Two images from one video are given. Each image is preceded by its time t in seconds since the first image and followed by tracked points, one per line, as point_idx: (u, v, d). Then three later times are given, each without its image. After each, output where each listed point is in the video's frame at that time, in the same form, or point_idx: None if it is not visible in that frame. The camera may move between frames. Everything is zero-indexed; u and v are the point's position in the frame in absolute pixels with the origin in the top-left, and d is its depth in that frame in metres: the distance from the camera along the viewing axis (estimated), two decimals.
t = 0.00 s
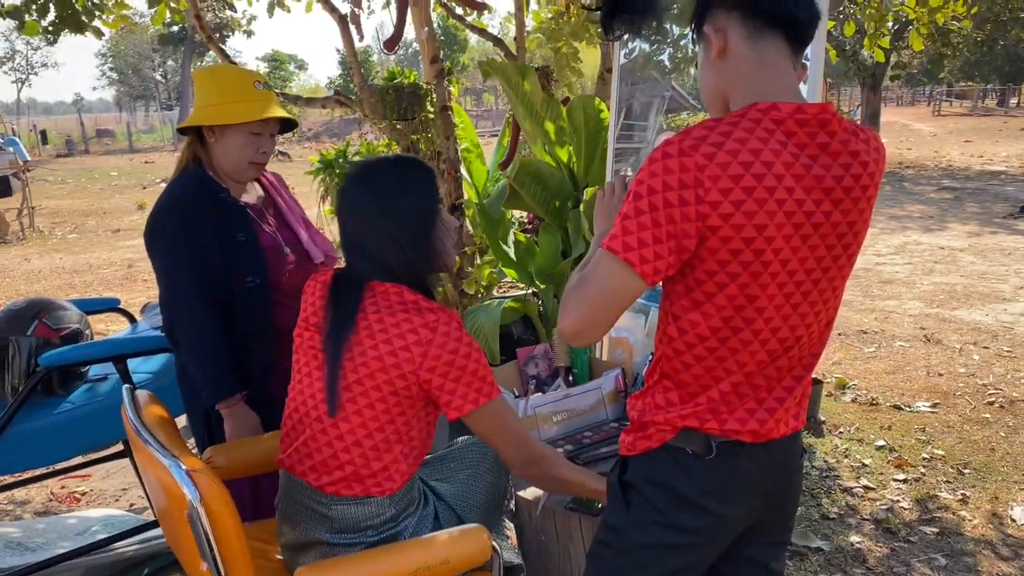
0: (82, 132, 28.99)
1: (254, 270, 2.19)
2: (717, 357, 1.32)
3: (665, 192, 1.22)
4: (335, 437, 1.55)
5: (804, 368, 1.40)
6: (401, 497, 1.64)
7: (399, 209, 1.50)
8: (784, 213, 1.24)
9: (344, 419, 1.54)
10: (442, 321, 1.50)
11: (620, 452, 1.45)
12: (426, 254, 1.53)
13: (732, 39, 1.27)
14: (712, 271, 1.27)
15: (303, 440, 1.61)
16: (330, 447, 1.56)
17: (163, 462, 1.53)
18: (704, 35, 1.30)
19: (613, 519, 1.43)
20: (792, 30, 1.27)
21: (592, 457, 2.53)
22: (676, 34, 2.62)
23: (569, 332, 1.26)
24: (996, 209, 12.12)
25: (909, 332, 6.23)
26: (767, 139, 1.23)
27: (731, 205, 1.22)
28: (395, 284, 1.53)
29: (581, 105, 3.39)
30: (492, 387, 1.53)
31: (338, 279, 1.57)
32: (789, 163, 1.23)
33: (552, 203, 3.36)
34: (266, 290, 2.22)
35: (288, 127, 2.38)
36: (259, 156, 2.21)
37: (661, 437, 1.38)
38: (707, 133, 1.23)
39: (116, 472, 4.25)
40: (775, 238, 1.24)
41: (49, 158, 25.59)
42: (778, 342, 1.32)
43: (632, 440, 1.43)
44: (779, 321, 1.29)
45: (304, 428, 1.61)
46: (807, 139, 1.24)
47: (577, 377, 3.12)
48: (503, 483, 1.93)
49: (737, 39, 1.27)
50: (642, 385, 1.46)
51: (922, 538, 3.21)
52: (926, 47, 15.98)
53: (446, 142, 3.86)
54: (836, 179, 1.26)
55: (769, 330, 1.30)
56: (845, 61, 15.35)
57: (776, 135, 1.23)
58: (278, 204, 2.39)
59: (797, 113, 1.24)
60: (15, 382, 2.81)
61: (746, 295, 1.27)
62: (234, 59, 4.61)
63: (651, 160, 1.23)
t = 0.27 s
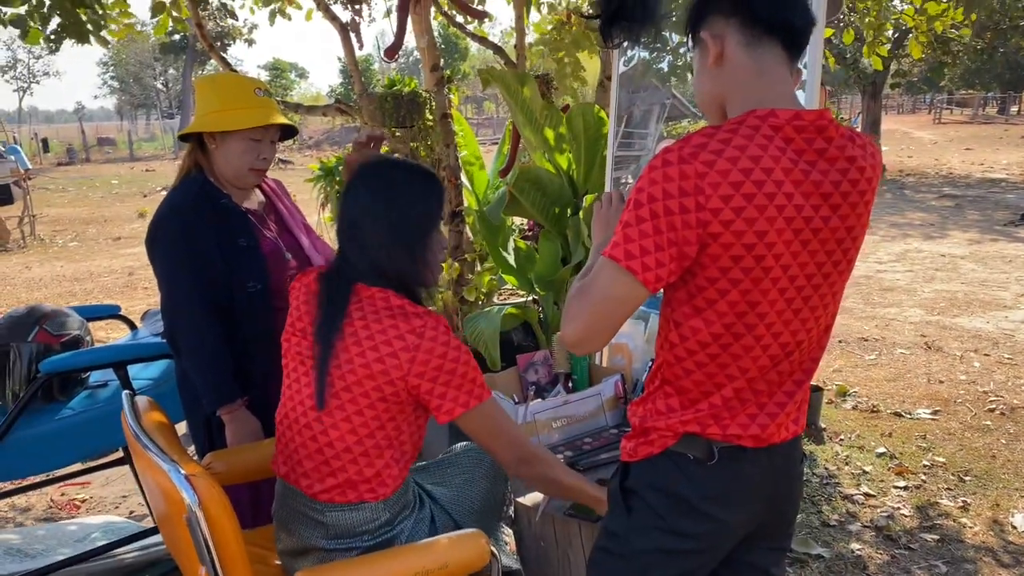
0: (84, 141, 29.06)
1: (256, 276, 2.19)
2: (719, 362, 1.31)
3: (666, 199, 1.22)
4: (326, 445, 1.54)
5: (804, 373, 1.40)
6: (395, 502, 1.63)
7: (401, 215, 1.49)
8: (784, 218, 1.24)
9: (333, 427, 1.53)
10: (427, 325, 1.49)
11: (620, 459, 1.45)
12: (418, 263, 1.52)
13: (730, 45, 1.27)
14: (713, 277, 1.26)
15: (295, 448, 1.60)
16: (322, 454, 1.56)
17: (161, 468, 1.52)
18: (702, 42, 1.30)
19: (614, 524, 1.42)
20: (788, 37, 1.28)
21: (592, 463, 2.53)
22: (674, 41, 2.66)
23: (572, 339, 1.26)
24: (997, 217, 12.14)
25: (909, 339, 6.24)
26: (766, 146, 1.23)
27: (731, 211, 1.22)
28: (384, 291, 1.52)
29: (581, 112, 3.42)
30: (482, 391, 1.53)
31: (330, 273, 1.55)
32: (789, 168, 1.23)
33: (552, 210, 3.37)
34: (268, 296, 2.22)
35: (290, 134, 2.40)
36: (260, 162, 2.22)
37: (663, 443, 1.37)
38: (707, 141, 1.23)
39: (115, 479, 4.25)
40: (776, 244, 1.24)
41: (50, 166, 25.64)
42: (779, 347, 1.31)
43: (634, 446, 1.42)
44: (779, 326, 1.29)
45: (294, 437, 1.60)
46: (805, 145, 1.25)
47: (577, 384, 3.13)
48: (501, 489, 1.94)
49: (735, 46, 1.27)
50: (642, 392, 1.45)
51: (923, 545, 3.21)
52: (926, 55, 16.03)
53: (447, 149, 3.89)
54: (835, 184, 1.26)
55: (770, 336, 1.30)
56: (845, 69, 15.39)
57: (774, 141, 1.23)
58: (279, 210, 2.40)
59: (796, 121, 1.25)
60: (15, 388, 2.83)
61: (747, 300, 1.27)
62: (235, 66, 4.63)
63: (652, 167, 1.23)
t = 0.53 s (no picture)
0: (88, 151, 29.19)
1: (260, 285, 2.23)
2: (724, 371, 1.33)
3: (672, 209, 1.24)
4: (323, 460, 1.55)
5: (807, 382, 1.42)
6: (393, 514, 1.63)
7: (393, 226, 1.52)
8: (788, 228, 1.26)
9: (328, 442, 1.53)
10: (413, 337, 1.49)
11: (623, 469, 1.47)
12: (405, 275, 1.53)
13: (732, 53, 1.30)
14: (717, 287, 1.29)
15: (292, 464, 1.61)
16: (320, 469, 1.56)
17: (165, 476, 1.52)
18: (705, 52, 1.33)
19: (618, 533, 1.44)
20: (788, 47, 1.31)
21: (595, 472, 2.55)
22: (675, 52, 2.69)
23: (579, 348, 1.28)
24: (1000, 227, 12.15)
25: (913, 349, 6.24)
26: (770, 157, 1.26)
27: (736, 221, 1.24)
28: (370, 302, 1.52)
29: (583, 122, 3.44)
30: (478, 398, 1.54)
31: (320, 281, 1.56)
32: (793, 179, 1.26)
33: (556, 220, 3.39)
34: (272, 305, 2.25)
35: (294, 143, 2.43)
36: (265, 172, 2.25)
37: (667, 452, 1.39)
38: (712, 152, 1.26)
39: (119, 488, 4.26)
40: (780, 254, 1.27)
41: (55, 176, 25.74)
42: (782, 356, 1.34)
43: (638, 456, 1.44)
44: (783, 335, 1.32)
45: (290, 453, 1.61)
46: (808, 156, 1.28)
47: (580, 394, 3.15)
48: (502, 499, 1.96)
49: (739, 56, 1.30)
50: (646, 401, 1.47)
51: (927, 555, 3.21)
52: (928, 65, 16.06)
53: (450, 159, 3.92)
54: (838, 195, 1.29)
55: (773, 345, 1.32)
56: (848, 79, 15.42)
57: (778, 153, 1.26)
58: (283, 219, 2.42)
59: (799, 131, 1.27)
60: (20, 398, 2.85)
61: (751, 310, 1.29)
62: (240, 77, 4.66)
63: (657, 177, 1.25)
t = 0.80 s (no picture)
0: (95, 161, 29.36)
1: (268, 294, 2.26)
2: (728, 377, 1.37)
3: (677, 217, 1.28)
4: (323, 474, 1.54)
5: (810, 391, 1.46)
6: (396, 526, 1.62)
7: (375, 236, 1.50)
8: (792, 238, 1.30)
9: (327, 455, 1.53)
10: (404, 347, 1.48)
11: (628, 476, 1.51)
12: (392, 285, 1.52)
13: (738, 64, 1.34)
14: (722, 295, 1.33)
15: (293, 478, 1.60)
16: (321, 483, 1.55)
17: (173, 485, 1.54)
18: (712, 63, 1.37)
19: (624, 540, 1.49)
20: (792, 59, 1.35)
21: (600, 481, 2.59)
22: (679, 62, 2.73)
23: (583, 354, 1.32)
24: (1006, 236, 12.16)
25: (918, 358, 6.26)
26: (775, 167, 1.29)
27: (741, 230, 1.28)
28: (363, 314, 1.53)
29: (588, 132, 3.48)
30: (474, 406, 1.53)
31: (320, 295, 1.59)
32: (797, 189, 1.30)
33: (560, 229, 3.44)
34: (280, 314, 2.29)
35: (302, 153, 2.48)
36: (272, 180, 2.30)
37: (671, 460, 1.43)
38: (717, 161, 1.30)
39: (126, 497, 4.30)
40: (784, 263, 1.31)
41: (62, 186, 25.90)
42: (785, 364, 1.37)
43: (643, 463, 1.48)
44: (786, 342, 1.35)
45: (291, 468, 1.60)
46: (812, 167, 1.32)
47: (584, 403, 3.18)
48: (506, 507, 1.99)
49: (744, 68, 1.34)
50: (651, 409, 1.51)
51: (933, 565, 3.24)
52: (933, 75, 16.10)
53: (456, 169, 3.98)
54: (841, 205, 1.33)
55: (777, 352, 1.36)
56: (852, 89, 15.46)
57: (783, 162, 1.30)
58: (291, 229, 2.48)
59: (804, 142, 1.31)
60: (30, 406, 2.90)
61: (755, 317, 1.33)
62: (247, 88, 4.72)
63: (664, 185, 1.29)
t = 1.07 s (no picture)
0: (104, 170, 29.54)
1: (275, 302, 2.31)
2: (734, 385, 1.39)
3: (683, 226, 1.31)
4: (326, 482, 1.55)
5: (816, 399, 1.48)
6: (400, 533, 1.63)
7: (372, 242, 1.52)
8: (797, 247, 1.32)
9: (329, 463, 1.53)
10: (397, 352, 1.47)
11: (634, 483, 1.54)
12: (389, 291, 1.53)
13: (744, 74, 1.37)
14: (728, 303, 1.35)
15: (296, 488, 1.61)
16: (325, 492, 1.56)
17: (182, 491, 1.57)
18: (719, 72, 1.39)
19: (631, 548, 1.51)
20: (798, 68, 1.38)
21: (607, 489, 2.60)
22: (684, 73, 2.75)
23: (590, 361, 1.34)
24: (1014, 245, 12.13)
25: (925, 367, 6.26)
26: (780, 177, 1.32)
27: (746, 239, 1.31)
28: (361, 322, 1.52)
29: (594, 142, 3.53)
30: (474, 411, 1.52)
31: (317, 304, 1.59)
32: (802, 199, 1.32)
33: (566, 238, 3.50)
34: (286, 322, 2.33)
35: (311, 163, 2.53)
36: (276, 187, 2.33)
37: (677, 467, 1.45)
38: (723, 171, 1.33)
39: (134, 505, 4.33)
40: (789, 271, 1.33)
41: (70, 196, 26.06)
42: (791, 371, 1.40)
43: (648, 470, 1.51)
44: (791, 350, 1.38)
45: (294, 477, 1.61)
46: (817, 177, 1.34)
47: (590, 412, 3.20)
48: (513, 515, 2.01)
49: (751, 77, 1.37)
50: (658, 416, 1.53)
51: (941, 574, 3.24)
52: (940, 84, 16.11)
53: (462, 178, 4.02)
54: (846, 214, 1.35)
55: (782, 360, 1.38)
56: (858, 98, 15.47)
57: (788, 172, 1.32)
58: (300, 239, 2.53)
59: (809, 152, 1.34)
60: (40, 413, 2.93)
61: (760, 326, 1.35)
62: (255, 98, 4.76)
63: (670, 194, 1.32)
